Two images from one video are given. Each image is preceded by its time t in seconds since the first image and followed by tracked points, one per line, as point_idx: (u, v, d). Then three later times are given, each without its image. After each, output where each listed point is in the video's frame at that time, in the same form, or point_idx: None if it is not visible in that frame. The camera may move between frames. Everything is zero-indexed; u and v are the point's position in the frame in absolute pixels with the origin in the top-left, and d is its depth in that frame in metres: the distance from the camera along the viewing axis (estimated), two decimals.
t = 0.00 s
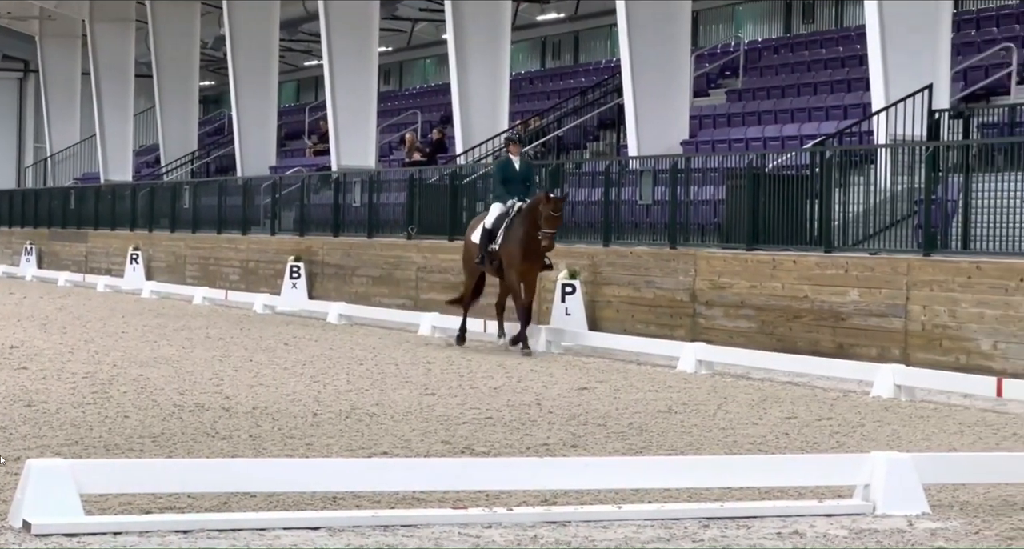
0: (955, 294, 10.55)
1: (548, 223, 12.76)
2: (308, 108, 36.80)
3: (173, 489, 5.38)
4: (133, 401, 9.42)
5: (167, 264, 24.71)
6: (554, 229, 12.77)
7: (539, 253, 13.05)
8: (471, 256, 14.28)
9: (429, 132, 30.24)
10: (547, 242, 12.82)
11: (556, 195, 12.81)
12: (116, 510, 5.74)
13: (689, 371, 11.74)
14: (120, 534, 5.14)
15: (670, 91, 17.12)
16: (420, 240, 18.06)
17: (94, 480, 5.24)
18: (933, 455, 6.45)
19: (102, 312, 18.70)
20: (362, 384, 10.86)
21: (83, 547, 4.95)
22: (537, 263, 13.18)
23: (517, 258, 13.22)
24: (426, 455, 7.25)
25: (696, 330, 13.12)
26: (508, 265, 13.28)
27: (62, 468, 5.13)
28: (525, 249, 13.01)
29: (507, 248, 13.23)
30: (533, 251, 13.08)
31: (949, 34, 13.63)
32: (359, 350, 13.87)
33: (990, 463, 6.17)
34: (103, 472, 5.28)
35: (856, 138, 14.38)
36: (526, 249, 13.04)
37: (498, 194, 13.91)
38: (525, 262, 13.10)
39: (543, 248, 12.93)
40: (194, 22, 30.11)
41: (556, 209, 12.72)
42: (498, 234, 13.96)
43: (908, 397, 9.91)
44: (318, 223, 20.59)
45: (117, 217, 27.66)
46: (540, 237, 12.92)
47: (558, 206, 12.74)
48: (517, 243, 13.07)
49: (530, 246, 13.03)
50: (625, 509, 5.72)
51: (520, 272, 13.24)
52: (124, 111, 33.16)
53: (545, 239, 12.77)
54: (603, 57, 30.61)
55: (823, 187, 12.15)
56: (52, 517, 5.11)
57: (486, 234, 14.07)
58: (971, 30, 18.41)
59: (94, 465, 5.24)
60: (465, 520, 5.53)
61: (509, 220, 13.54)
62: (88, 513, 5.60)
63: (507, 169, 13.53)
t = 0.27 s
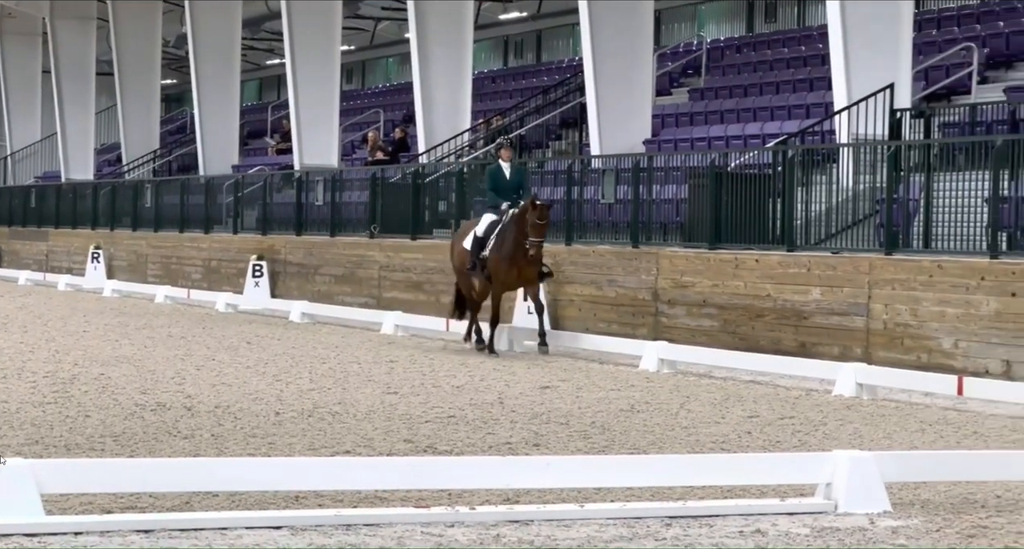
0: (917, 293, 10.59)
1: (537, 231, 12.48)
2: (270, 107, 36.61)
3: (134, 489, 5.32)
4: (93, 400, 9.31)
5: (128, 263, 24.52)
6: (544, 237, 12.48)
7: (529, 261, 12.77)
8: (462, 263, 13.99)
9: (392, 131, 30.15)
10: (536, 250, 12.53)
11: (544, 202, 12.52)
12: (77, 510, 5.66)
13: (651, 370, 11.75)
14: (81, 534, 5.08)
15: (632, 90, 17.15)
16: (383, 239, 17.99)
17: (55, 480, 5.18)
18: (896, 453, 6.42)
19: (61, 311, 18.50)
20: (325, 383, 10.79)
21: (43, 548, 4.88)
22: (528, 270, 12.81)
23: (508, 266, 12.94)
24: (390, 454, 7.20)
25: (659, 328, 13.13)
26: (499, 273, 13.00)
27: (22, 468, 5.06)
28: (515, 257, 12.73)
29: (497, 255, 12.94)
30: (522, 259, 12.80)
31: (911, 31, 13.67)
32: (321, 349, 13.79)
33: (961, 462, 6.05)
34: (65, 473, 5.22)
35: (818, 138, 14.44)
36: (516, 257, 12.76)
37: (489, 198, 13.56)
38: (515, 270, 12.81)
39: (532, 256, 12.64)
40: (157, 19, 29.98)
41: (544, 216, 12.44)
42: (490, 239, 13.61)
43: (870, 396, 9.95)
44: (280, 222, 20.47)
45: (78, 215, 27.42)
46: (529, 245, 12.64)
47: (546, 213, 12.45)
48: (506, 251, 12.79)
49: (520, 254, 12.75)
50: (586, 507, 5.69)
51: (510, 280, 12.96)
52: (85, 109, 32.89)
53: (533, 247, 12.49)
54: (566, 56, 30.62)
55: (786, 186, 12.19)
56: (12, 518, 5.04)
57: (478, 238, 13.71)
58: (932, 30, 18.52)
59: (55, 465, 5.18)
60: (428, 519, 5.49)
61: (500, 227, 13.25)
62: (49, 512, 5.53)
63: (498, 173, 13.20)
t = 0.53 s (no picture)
0: (885, 292, 10.63)
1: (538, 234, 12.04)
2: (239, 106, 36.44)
3: (100, 489, 5.28)
4: (61, 400, 9.20)
5: (96, 262, 24.34)
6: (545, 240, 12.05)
7: (530, 264, 12.35)
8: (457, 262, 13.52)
9: (361, 130, 30.04)
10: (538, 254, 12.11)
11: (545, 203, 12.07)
12: (44, 510, 5.60)
13: (619, 369, 11.75)
14: (48, 534, 5.02)
15: (601, 90, 17.19)
16: (352, 238, 17.92)
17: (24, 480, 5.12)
18: (863, 451, 6.42)
19: (27, 310, 18.33)
20: (294, 382, 10.72)
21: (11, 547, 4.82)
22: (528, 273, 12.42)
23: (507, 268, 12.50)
24: (359, 453, 7.16)
25: (627, 328, 13.13)
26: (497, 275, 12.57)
27: None
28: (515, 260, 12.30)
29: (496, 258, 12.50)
30: (522, 261, 12.37)
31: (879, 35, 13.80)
32: (291, 348, 13.71)
33: (940, 462, 6.00)
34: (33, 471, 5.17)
35: (786, 137, 14.49)
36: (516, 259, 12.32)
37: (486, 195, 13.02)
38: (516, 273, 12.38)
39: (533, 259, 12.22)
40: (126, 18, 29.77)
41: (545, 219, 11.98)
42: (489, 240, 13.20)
43: (838, 394, 9.97)
44: (249, 221, 20.37)
45: (45, 214, 27.20)
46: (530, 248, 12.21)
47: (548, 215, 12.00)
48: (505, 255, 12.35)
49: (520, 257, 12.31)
50: (555, 506, 5.65)
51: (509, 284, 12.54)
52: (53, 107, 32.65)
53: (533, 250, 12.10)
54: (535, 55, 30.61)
55: (754, 185, 12.19)
56: None
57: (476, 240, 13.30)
58: (900, 29, 18.59)
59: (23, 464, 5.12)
60: (396, 518, 5.45)
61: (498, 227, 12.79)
62: (17, 511, 5.47)
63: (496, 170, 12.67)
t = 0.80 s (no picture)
0: (848, 291, 10.67)
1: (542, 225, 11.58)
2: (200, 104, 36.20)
3: (62, 488, 5.26)
4: (20, 399, 9.08)
5: (56, 261, 24.10)
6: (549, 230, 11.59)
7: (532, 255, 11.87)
8: (449, 258, 12.99)
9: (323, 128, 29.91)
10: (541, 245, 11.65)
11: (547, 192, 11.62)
12: (4, 510, 5.53)
13: (582, 368, 11.73)
14: (9, 534, 4.97)
15: (563, 90, 17.20)
16: (315, 237, 17.82)
17: None
18: (824, 450, 6.42)
19: None
20: (256, 381, 10.64)
21: None
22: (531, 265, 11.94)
23: (508, 261, 12.03)
24: (321, 452, 7.11)
25: (590, 326, 13.11)
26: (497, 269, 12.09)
27: None
28: (516, 253, 11.83)
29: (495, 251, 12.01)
30: (524, 254, 11.91)
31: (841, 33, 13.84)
32: (253, 347, 13.61)
33: (913, 461, 5.98)
34: None
35: (749, 136, 14.53)
36: (517, 252, 11.86)
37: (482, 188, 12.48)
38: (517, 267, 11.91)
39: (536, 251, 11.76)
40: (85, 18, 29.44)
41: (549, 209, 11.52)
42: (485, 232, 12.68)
43: (800, 393, 9.99)
44: (212, 220, 20.24)
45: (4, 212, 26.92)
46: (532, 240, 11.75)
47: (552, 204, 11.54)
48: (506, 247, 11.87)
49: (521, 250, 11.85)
50: (519, 505, 5.61)
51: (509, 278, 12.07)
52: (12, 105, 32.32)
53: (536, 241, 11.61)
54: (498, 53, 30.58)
55: (716, 184, 12.21)
56: None
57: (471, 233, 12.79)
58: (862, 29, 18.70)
59: None
60: (359, 517, 5.41)
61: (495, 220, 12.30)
62: None
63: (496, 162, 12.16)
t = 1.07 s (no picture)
0: (810, 290, 10.71)
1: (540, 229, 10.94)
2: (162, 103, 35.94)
3: (24, 487, 5.24)
4: None
5: (16, 260, 23.85)
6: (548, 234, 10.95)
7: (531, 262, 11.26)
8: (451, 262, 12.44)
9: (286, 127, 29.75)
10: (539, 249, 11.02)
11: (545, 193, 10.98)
12: None
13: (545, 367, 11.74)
14: None
15: (527, 88, 17.24)
16: (277, 235, 17.72)
17: None
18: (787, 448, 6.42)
19: None
20: (219, 380, 10.55)
21: None
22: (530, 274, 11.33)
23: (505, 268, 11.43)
24: (283, 450, 7.06)
25: (553, 325, 13.12)
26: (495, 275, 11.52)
27: None
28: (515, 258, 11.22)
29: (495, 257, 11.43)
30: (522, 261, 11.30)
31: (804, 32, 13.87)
32: (216, 346, 13.51)
33: (877, 458, 5.96)
34: None
35: (711, 135, 14.59)
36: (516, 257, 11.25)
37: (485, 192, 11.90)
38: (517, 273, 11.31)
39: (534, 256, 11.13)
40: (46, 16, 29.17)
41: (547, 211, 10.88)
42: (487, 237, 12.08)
43: (764, 393, 10.01)
44: (174, 219, 20.10)
45: None
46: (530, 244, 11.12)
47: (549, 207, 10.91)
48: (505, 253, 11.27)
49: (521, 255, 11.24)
50: (482, 504, 5.56)
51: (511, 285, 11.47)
52: None
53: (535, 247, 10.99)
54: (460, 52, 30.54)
55: (679, 183, 12.21)
56: None
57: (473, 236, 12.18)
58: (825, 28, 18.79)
59: None
60: (322, 516, 5.37)
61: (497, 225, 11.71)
62: None
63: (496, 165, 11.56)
